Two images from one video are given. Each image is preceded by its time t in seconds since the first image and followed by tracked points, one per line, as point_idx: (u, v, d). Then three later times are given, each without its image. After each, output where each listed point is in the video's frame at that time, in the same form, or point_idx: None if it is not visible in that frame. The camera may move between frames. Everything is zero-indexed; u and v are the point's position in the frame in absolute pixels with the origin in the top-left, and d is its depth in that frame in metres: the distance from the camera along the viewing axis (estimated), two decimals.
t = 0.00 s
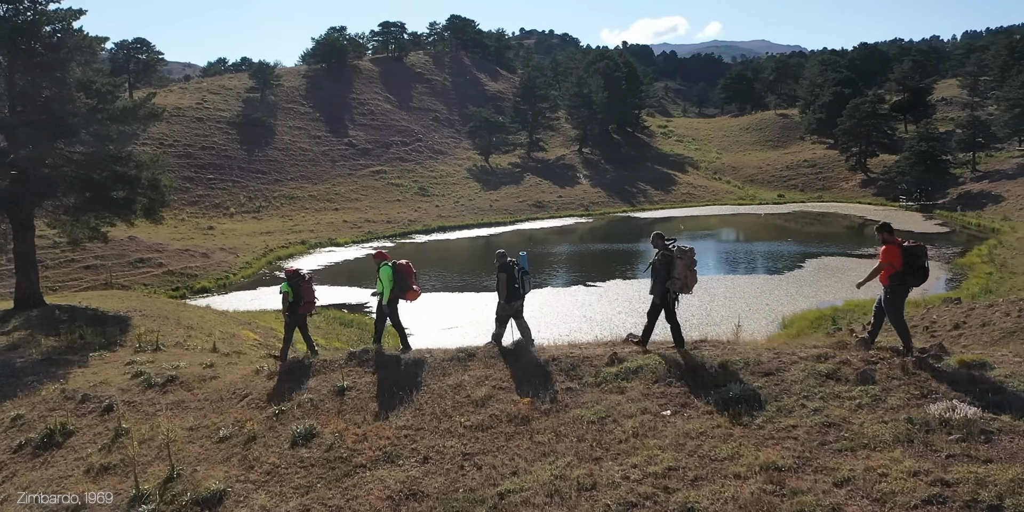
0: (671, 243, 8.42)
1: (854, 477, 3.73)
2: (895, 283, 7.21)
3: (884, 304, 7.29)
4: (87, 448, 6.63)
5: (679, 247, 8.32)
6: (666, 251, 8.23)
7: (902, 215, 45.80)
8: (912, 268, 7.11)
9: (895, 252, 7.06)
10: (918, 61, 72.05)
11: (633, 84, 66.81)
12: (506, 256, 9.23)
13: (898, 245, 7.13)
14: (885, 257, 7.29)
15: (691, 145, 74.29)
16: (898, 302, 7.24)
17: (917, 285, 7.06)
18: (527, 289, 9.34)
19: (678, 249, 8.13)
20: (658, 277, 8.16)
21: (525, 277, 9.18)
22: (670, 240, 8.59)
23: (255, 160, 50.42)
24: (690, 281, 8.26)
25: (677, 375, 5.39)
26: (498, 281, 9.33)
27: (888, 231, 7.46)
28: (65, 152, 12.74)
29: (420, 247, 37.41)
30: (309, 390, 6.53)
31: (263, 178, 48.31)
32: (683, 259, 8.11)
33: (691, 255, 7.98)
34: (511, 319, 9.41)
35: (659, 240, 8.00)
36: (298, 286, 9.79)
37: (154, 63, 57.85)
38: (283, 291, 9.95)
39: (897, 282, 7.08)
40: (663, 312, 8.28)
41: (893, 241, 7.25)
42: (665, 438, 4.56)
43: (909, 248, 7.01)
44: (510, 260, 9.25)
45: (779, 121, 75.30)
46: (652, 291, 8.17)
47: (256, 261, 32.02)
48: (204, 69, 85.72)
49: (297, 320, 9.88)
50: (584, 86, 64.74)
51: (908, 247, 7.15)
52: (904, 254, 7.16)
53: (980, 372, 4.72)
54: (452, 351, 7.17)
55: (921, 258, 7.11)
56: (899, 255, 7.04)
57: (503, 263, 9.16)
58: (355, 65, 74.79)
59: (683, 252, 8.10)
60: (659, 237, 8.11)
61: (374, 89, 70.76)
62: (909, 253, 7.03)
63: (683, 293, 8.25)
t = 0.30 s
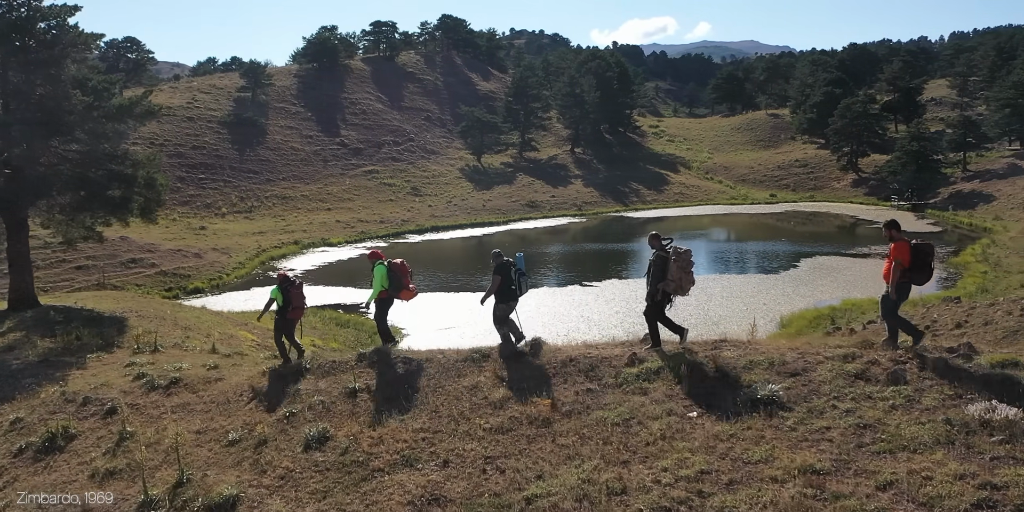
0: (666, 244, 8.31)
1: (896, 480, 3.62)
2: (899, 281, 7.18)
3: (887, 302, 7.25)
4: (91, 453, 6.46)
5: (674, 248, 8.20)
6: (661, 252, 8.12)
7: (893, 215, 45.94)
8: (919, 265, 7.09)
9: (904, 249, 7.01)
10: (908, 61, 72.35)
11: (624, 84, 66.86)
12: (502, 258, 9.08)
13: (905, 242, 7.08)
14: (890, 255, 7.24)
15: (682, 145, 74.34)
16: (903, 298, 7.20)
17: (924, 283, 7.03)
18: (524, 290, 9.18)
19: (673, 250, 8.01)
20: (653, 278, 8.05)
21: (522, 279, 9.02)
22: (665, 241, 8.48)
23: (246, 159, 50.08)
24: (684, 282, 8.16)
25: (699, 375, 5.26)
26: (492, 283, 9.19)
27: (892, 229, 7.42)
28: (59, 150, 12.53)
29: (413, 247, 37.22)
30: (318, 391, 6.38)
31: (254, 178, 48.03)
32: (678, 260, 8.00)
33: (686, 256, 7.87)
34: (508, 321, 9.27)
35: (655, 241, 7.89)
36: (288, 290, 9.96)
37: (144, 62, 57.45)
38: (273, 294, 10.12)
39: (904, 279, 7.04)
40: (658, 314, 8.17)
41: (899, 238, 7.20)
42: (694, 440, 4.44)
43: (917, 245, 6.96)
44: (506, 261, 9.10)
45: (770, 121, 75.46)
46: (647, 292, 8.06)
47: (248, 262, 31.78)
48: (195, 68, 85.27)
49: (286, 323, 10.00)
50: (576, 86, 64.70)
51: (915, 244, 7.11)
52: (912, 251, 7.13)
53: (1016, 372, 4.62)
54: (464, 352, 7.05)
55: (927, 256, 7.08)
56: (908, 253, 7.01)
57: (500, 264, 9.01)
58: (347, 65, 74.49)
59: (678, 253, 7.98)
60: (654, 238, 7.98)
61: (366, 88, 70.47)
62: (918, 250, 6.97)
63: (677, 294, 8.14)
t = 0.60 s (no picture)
0: (667, 241, 8.28)
1: (943, 483, 3.52)
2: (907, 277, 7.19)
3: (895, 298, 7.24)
4: (96, 457, 6.31)
5: (675, 245, 8.18)
6: (663, 249, 8.09)
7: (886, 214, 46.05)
8: (928, 262, 7.08)
9: (914, 245, 6.98)
10: (899, 61, 72.62)
11: (617, 84, 66.86)
12: (502, 258, 8.95)
13: (915, 237, 7.06)
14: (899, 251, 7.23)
15: (675, 145, 74.37)
16: (912, 295, 7.18)
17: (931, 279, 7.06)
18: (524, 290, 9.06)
19: (676, 247, 7.99)
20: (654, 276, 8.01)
21: (522, 280, 8.88)
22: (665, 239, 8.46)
23: (238, 159, 49.78)
24: (686, 281, 8.10)
25: (723, 375, 5.15)
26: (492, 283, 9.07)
27: (899, 225, 7.41)
28: (55, 147, 12.33)
29: (407, 247, 37.08)
30: (329, 392, 6.25)
31: (247, 178, 47.75)
32: (679, 256, 7.98)
33: (688, 255, 7.83)
34: (509, 323, 9.15)
35: (657, 239, 7.82)
36: (285, 288, 9.92)
37: (134, 61, 57.07)
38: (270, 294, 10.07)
39: (913, 276, 7.02)
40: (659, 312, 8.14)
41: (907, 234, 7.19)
42: (725, 441, 4.34)
43: (927, 240, 6.94)
44: (506, 261, 8.97)
45: (762, 121, 75.58)
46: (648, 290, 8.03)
47: (242, 262, 31.55)
48: (185, 68, 84.81)
49: (284, 324, 9.91)
50: (569, 86, 64.67)
51: (924, 240, 7.10)
52: (922, 247, 7.12)
53: None
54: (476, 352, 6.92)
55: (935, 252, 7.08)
56: (918, 248, 6.99)
57: (500, 264, 8.89)
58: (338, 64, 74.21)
59: (680, 249, 7.96)
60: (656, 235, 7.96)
61: (358, 88, 70.23)
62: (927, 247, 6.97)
63: (678, 292, 8.12)
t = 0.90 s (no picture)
0: (666, 242, 8.28)
1: (992, 486, 3.42)
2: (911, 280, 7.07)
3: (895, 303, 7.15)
4: (102, 461, 6.15)
5: (675, 246, 8.16)
6: (662, 250, 8.06)
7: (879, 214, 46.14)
8: (929, 265, 6.95)
9: (913, 248, 6.87)
10: (890, 62, 72.88)
11: (610, 84, 66.85)
12: (501, 255, 8.79)
13: (915, 241, 6.98)
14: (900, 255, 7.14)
15: (667, 145, 74.42)
16: (914, 299, 7.08)
17: (934, 282, 6.91)
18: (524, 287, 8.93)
19: (675, 247, 7.98)
20: (655, 275, 8.00)
21: (522, 277, 8.75)
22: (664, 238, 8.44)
23: (230, 159, 49.47)
24: (687, 278, 8.07)
25: (749, 376, 5.05)
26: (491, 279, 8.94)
27: (902, 229, 7.33)
28: (52, 146, 12.19)
29: (401, 247, 36.90)
30: (342, 394, 6.11)
31: (240, 178, 47.48)
32: (679, 257, 7.96)
33: (688, 254, 7.82)
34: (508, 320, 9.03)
35: (657, 240, 7.81)
36: (283, 290, 9.80)
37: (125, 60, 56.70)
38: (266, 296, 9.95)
39: (912, 279, 6.93)
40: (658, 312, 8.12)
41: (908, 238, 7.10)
42: (757, 444, 4.24)
43: (927, 243, 6.84)
44: (504, 259, 8.81)
45: (754, 121, 75.69)
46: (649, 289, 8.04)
47: (236, 262, 31.33)
48: (176, 67, 84.37)
49: (281, 324, 9.79)
50: (562, 86, 64.54)
51: (925, 243, 7.00)
52: (923, 251, 7.01)
53: None
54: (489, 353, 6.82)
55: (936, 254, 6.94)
56: (916, 251, 6.89)
57: (499, 261, 8.71)
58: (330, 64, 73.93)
59: (679, 250, 7.96)
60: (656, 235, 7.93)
61: (350, 87, 69.99)
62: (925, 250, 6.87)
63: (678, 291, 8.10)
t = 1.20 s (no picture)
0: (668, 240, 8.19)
1: None
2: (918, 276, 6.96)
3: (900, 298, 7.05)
4: (108, 464, 6.00)
5: (677, 243, 8.06)
6: (663, 247, 7.98)
7: (872, 214, 46.29)
8: (934, 261, 6.86)
9: (918, 243, 6.80)
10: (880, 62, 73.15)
11: (603, 84, 66.84)
12: (496, 256, 8.65)
13: (919, 236, 6.90)
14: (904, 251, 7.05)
15: (660, 144, 74.42)
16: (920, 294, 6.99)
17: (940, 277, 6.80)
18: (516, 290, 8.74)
19: (677, 244, 7.89)
20: (657, 272, 7.90)
21: (512, 279, 8.56)
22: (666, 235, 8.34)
23: (222, 158, 49.18)
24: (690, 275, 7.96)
25: (777, 376, 4.95)
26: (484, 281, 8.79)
27: (906, 224, 7.23)
28: (48, 143, 11.99)
29: (395, 247, 36.70)
30: (356, 395, 5.97)
31: (232, 177, 47.22)
32: (682, 253, 7.86)
33: (690, 250, 7.74)
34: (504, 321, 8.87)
35: (656, 236, 7.74)
36: (276, 292, 9.70)
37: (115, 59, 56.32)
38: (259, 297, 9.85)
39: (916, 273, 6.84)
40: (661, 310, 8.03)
41: (914, 232, 7.01)
42: (793, 445, 4.13)
43: (932, 237, 6.76)
44: (499, 259, 8.67)
45: (746, 121, 75.79)
46: (650, 288, 7.92)
47: (230, 262, 31.10)
48: (166, 66, 83.89)
49: (276, 326, 9.75)
50: (555, 86, 64.52)
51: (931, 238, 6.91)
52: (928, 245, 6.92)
53: None
54: (502, 353, 6.69)
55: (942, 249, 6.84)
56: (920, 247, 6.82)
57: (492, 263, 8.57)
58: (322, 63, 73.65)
59: (681, 246, 7.87)
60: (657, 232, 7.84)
61: (342, 87, 69.74)
62: (931, 245, 6.78)
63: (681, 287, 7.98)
